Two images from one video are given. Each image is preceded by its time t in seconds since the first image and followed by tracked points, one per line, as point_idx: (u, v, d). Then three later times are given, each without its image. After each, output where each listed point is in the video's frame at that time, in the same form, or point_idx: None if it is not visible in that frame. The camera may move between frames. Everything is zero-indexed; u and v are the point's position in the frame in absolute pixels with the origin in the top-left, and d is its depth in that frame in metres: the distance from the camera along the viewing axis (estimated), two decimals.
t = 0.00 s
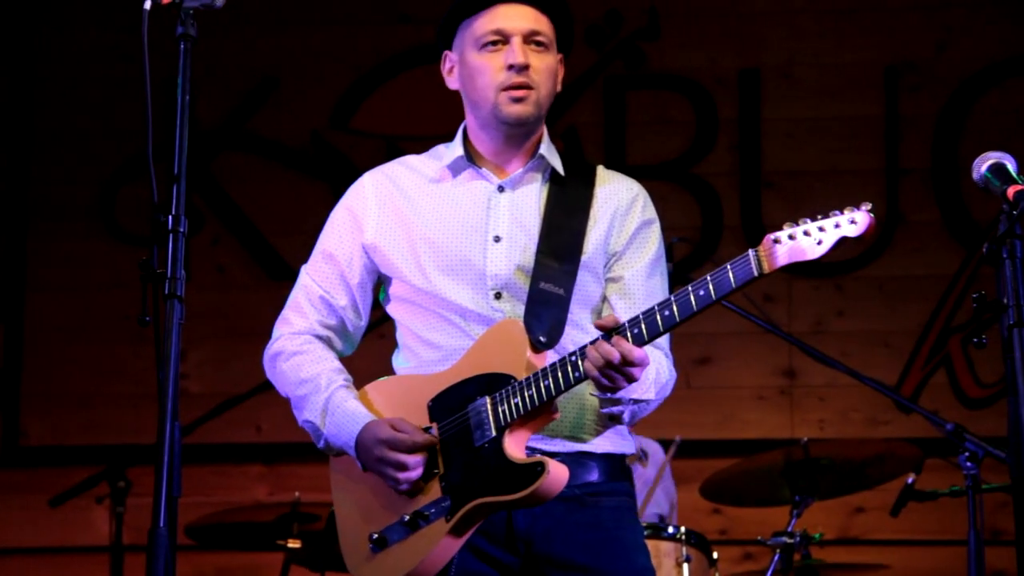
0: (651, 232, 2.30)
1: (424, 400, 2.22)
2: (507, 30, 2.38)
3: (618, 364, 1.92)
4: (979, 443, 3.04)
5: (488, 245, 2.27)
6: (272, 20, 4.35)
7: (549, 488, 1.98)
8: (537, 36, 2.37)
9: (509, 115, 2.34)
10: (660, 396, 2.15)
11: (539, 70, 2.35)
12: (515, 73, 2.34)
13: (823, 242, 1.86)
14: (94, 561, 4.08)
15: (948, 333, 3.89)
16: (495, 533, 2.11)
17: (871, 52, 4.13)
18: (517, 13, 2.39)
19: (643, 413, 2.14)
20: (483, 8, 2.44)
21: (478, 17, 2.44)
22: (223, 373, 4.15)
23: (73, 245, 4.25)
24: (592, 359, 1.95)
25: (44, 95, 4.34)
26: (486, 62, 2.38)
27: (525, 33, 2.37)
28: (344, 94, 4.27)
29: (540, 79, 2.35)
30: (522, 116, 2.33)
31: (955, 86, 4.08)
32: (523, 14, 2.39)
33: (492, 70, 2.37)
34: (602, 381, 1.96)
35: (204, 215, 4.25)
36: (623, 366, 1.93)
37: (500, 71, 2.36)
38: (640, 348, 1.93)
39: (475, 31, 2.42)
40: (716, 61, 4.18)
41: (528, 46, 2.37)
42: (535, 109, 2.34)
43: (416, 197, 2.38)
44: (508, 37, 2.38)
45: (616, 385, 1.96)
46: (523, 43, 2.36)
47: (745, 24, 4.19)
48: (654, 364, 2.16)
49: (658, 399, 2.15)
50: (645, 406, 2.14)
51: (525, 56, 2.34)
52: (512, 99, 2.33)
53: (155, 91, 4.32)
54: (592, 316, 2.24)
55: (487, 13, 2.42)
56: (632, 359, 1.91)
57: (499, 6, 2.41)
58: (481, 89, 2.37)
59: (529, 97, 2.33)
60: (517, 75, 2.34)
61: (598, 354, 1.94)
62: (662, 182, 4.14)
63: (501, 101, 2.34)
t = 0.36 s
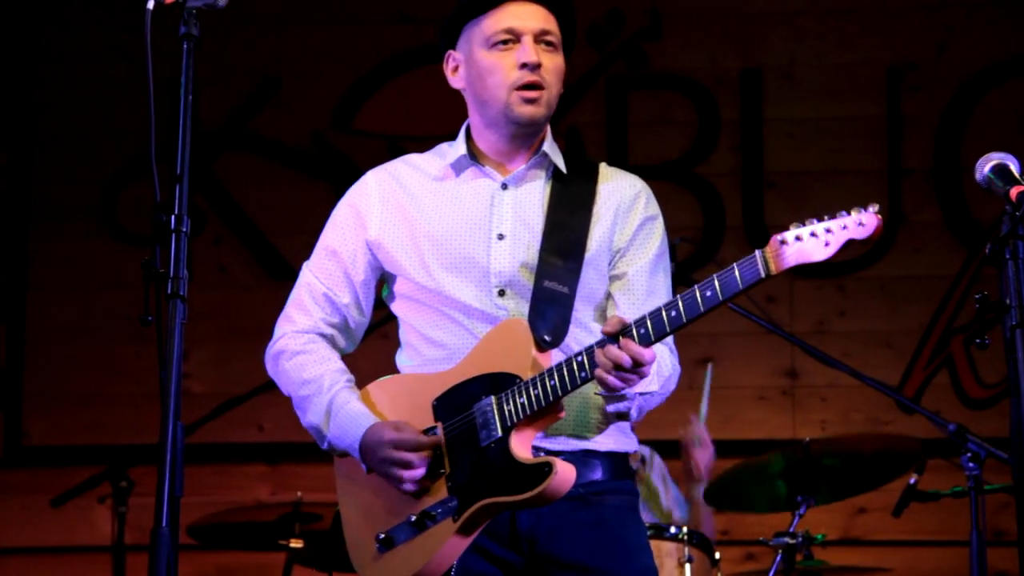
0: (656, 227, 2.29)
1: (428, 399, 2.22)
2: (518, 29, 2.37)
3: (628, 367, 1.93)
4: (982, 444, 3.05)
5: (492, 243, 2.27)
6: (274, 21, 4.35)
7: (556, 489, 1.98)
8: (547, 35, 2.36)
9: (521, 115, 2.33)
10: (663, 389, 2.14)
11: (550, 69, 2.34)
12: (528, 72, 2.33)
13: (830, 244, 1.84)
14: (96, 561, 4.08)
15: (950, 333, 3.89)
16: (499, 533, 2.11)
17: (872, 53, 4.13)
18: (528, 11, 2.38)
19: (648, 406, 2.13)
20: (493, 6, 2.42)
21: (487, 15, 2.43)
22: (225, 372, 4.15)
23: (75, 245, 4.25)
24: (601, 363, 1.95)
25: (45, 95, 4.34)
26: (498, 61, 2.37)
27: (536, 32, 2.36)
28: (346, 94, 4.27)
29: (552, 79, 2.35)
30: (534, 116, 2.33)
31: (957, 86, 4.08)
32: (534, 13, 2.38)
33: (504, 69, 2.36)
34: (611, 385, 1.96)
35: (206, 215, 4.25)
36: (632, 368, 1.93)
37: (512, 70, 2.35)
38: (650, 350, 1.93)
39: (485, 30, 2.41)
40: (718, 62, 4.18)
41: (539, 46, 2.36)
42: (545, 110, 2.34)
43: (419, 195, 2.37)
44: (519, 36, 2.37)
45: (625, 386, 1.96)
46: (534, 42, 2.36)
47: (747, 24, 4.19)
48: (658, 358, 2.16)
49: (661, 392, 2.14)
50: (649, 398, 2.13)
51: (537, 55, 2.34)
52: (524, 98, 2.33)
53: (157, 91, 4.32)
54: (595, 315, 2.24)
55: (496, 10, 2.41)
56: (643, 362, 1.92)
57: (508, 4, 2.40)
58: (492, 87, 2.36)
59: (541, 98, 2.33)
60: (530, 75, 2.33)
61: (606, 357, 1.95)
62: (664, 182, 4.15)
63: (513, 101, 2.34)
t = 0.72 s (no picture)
0: (658, 231, 2.29)
1: (428, 399, 2.22)
2: (526, 32, 2.36)
3: (625, 362, 1.92)
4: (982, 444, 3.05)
5: (493, 243, 2.27)
6: (275, 21, 4.35)
7: (552, 484, 1.98)
8: (555, 38, 2.36)
9: (528, 118, 2.32)
10: (662, 392, 2.13)
11: (558, 73, 2.33)
12: (537, 75, 2.31)
13: (827, 235, 1.83)
14: (97, 561, 4.08)
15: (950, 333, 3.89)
16: (499, 533, 2.11)
17: (873, 53, 4.13)
18: (536, 15, 2.37)
19: (648, 407, 2.12)
20: (501, 9, 2.41)
21: (493, 18, 2.42)
22: (225, 372, 4.15)
23: (75, 246, 4.25)
24: (598, 356, 1.95)
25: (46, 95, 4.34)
26: (506, 64, 2.36)
27: (544, 35, 2.35)
28: (347, 94, 4.27)
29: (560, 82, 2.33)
30: (541, 120, 2.32)
31: (958, 87, 4.08)
32: (542, 17, 2.37)
33: (512, 71, 2.34)
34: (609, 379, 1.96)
35: (207, 215, 4.25)
36: (630, 364, 1.93)
37: (521, 73, 2.33)
38: (646, 346, 1.93)
39: (493, 33, 2.40)
40: (719, 62, 4.18)
41: (546, 49, 2.35)
42: (551, 112, 2.32)
43: (422, 195, 2.37)
44: (527, 39, 2.36)
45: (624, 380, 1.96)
46: (542, 46, 2.35)
47: (748, 24, 4.19)
48: (659, 359, 2.15)
49: (661, 394, 2.13)
50: (649, 400, 2.12)
51: (545, 59, 2.32)
52: (532, 101, 2.31)
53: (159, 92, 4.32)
54: (596, 314, 2.24)
55: (504, 13, 2.40)
56: (639, 357, 1.91)
57: (516, 7, 2.39)
58: (497, 92, 2.35)
59: (548, 102, 2.32)
60: (538, 78, 2.31)
61: (603, 351, 1.94)
62: (665, 182, 4.15)
63: (522, 104, 2.32)
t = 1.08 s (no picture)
0: (660, 236, 2.28)
1: (429, 400, 2.23)
2: (536, 32, 2.35)
3: (622, 367, 1.93)
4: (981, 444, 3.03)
5: (496, 247, 2.27)
6: (275, 21, 4.35)
7: (551, 489, 1.98)
8: (564, 39, 2.36)
9: (537, 121, 2.32)
10: (666, 399, 2.13)
11: (568, 75, 2.33)
12: (546, 77, 2.31)
13: (826, 246, 1.85)
14: (97, 561, 4.09)
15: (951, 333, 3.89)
16: (497, 532, 2.10)
17: (873, 53, 4.13)
18: (547, 16, 2.37)
19: (650, 414, 2.12)
20: (511, 8, 2.41)
21: (503, 17, 2.41)
22: (226, 372, 4.15)
23: (75, 246, 4.25)
24: (596, 363, 1.95)
25: (47, 95, 4.34)
26: (516, 64, 2.35)
27: (554, 36, 2.35)
28: (347, 93, 4.27)
29: (568, 85, 2.33)
30: (549, 122, 2.32)
31: (958, 86, 4.07)
32: (552, 17, 2.37)
33: (522, 72, 2.34)
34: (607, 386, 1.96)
35: (207, 215, 4.25)
36: (627, 368, 1.93)
37: (530, 74, 2.33)
38: (644, 351, 1.93)
39: (503, 32, 2.39)
40: (719, 61, 4.18)
41: (556, 50, 2.34)
42: (561, 115, 2.33)
43: (424, 197, 2.37)
44: (537, 39, 2.35)
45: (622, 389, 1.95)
46: (552, 47, 2.34)
47: (748, 24, 4.19)
48: (660, 365, 2.15)
49: (664, 401, 2.13)
50: (652, 406, 2.12)
51: (555, 59, 2.32)
52: (541, 103, 2.31)
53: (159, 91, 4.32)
54: (596, 319, 2.23)
55: (514, 12, 2.40)
56: (636, 362, 1.91)
57: (526, 7, 2.39)
58: (509, 91, 2.35)
59: (556, 104, 2.32)
60: (548, 79, 2.31)
61: (601, 357, 1.95)
62: (666, 182, 4.15)
63: (531, 106, 2.32)
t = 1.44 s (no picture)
0: (657, 233, 2.28)
1: (430, 399, 2.23)
2: (537, 33, 2.35)
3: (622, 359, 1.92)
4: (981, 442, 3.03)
5: (495, 246, 2.27)
6: (273, 21, 4.35)
7: (555, 485, 1.98)
8: (565, 41, 2.36)
9: (538, 123, 2.32)
10: (667, 393, 2.13)
11: (568, 77, 2.33)
12: (547, 79, 2.31)
13: (826, 235, 1.83)
14: (97, 560, 4.09)
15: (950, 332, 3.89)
16: (501, 531, 2.10)
17: (872, 52, 4.13)
18: (548, 17, 2.37)
19: (651, 408, 2.12)
20: (513, 9, 2.40)
21: (504, 18, 2.41)
22: (225, 372, 4.15)
23: (74, 245, 4.25)
24: (597, 353, 1.94)
25: (46, 95, 4.34)
26: (516, 66, 2.35)
27: (554, 38, 2.35)
28: (346, 93, 4.27)
29: (568, 86, 2.33)
30: (549, 125, 2.32)
31: (957, 86, 4.08)
32: (553, 19, 2.37)
33: (523, 74, 2.34)
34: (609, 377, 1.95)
35: (206, 215, 4.25)
36: (628, 360, 1.92)
37: (531, 75, 2.33)
38: (645, 344, 1.91)
39: (504, 33, 2.39)
40: (718, 61, 4.18)
41: (556, 51, 2.34)
42: (560, 118, 2.33)
43: (423, 197, 2.37)
44: (538, 40, 2.35)
45: (623, 380, 1.95)
46: (553, 48, 2.34)
47: (747, 23, 4.19)
48: (663, 361, 2.14)
49: (666, 395, 2.13)
50: (654, 401, 2.12)
51: (556, 61, 2.32)
52: (542, 105, 2.31)
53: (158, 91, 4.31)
54: (595, 315, 2.24)
55: (515, 13, 2.39)
56: (637, 354, 1.90)
57: (528, 8, 2.39)
58: (509, 92, 2.34)
59: (556, 106, 2.32)
60: (548, 81, 2.31)
61: (601, 348, 1.94)
62: (665, 181, 4.14)
63: (531, 108, 2.32)
